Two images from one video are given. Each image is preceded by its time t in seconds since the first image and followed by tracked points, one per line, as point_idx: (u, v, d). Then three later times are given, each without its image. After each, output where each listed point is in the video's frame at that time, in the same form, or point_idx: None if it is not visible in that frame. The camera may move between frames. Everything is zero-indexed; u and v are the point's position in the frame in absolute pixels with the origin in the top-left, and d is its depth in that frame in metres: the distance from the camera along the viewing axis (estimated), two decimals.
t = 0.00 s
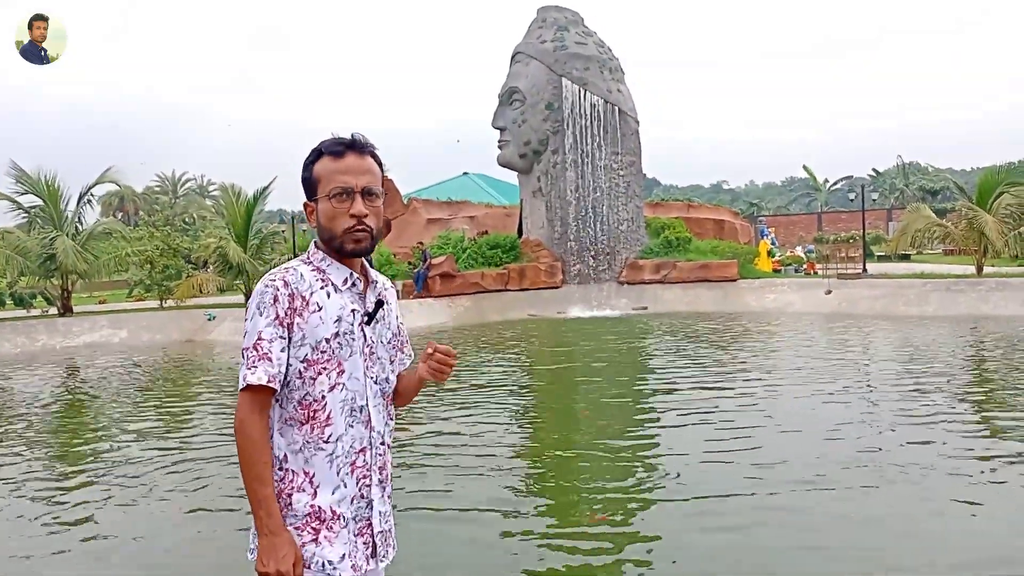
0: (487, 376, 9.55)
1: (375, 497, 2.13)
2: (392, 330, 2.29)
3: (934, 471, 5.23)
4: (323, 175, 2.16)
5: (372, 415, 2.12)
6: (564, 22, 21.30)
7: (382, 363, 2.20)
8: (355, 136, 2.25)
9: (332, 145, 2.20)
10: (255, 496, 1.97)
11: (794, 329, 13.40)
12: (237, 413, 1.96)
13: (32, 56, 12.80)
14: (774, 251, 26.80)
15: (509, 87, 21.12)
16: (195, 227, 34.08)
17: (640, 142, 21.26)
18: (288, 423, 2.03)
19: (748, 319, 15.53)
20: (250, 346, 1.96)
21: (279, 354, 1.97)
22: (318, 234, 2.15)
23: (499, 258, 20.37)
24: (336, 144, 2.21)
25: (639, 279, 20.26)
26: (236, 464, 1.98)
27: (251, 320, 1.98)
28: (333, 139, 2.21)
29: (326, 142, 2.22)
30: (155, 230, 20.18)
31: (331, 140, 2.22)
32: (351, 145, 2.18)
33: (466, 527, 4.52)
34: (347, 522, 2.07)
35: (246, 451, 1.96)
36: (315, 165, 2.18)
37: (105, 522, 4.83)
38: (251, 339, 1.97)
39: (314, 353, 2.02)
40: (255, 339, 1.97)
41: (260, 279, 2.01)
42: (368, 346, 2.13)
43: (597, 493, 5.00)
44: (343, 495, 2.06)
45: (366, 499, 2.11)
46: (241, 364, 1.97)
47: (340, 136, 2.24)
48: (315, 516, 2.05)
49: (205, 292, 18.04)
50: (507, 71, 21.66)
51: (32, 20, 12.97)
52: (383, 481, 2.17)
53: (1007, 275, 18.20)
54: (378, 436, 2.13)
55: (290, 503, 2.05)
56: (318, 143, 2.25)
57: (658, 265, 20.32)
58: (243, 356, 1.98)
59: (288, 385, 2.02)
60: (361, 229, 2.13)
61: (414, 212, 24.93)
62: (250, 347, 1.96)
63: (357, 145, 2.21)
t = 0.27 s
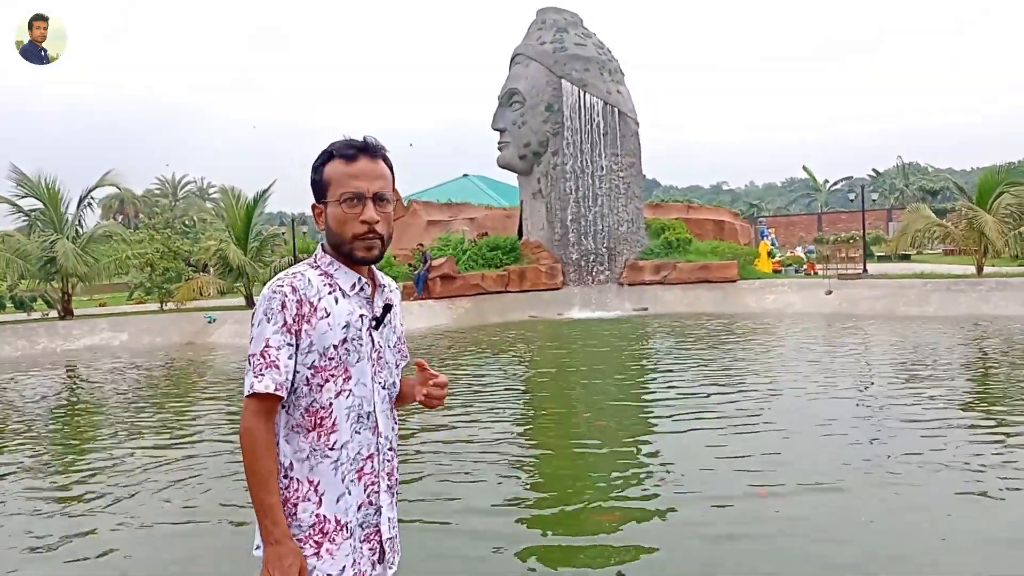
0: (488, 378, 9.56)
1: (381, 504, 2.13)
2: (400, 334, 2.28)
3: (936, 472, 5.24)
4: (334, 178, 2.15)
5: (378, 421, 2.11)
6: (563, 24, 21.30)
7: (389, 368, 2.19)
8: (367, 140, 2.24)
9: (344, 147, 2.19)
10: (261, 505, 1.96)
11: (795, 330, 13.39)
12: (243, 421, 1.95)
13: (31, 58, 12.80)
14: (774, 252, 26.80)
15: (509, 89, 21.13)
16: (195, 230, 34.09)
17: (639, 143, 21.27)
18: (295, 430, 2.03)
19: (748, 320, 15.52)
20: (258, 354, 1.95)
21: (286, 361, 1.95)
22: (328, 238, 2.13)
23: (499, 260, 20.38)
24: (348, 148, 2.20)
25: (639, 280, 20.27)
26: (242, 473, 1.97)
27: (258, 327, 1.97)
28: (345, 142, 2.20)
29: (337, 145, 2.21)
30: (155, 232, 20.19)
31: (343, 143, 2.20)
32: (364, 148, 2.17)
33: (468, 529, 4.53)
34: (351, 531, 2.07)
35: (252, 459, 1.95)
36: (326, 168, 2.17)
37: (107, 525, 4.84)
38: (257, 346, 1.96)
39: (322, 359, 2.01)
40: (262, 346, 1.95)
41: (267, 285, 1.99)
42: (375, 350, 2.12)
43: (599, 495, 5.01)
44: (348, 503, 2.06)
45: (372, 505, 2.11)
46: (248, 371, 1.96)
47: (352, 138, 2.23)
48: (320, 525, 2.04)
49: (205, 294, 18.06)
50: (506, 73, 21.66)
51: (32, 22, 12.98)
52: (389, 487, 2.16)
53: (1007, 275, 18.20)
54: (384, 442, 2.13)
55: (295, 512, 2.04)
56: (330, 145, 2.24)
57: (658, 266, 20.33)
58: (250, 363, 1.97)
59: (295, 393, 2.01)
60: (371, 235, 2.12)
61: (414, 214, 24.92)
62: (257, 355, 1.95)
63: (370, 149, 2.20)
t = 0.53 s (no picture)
0: (487, 377, 9.57)
1: (384, 510, 2.11)
2: (404, 334, 2.26)
3: (935, 471, 5.24)
4: (331, 171, 2.13)
5: (380, 424, 2.09)
6: (562, 23, 21.29)
7: (392, 369, 2.17)
8: (372, 134, 2.22)
9: (348, 141, 2.17)
10: (261, 512, 1.95)
11: (794, 329, 13.41)
12: (241, 426, 1.95)
13: (31, 55, 12.79)
14: (773, 251, 26.81)
15: (508, 88, 21.12)
16: (194, 229, 34.09)
17: (639, 142, 21.27)
18: (294, 435, 2.02)
19: (747, 319, 15.54)
20: (252, 356, 1.95)
21: (281, 364, 1.95)
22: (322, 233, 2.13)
23: (499, 259, 20.38)
24: (350, 142, 2.19)
25: (638, 279, 20.28)
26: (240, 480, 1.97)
27: (253, 330, 1.96)
28: (348, 135, 2.18)
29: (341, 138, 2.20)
30: (154, 231, 20.19)
31: (346, 136, 2.19)
32: (365, 143, 2.16)
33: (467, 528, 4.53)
34: (353, 538, 2.06)
35: (250, 465, 1.95)
36: (326, 161, 2.16)
37: (106, 523, 4.84)
38: (252, 349, 1.95)
39: (319, 361, 2.00)
40: (257, 348, 1.95)
41: (262, 285, 1.99)
42: (376, 351, 2.11)
43: (598, 494, 5.01)
44: (349, 509, 2.05)
45: (375, 511, 2.10)
46: (244, 375, 1.96)
47: (357, 132, 2.21)
48: (321, 532, 2.03)
49: (205, 293, 18.07)
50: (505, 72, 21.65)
51: (32, 20, 12.97)
52: (392, 492, 2.15)
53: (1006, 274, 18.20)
54: (386, 446, 2.11)
55: (296, 520, 2.03)
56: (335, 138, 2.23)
57: (657, 265, 20.35)
58: (246, 366, 1.96)
59: (292, 396, 2.00)
60: (363, 233, 2.10)
61: (414, 213, 24.88)
62: (252, 358, 1.95)
63: (373, 145, 2.18)
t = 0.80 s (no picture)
0: (488, 375, 9.56)
1: (384, 517, 2.07)
2: (406, 335, 2.21)
3: (938, 469, 5.21)
4: (328, 164, 2.11)
5: (380, 428, 2.06)
6: (562, 20, 21.27)
7: (393, 370, 2.13)
8: (370, 125, 2.19)
9: (344, 132, 2.15)
10: (254, 519, 1.92)
11: (795, 326, 13.40)
12: (235, 429, 1.93)
13: (32, 56, 12.79)
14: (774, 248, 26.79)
15: (508, 86, 21.09)
16: (195, 228, 34.10)
17: (639, 139, 21.26)
18: (289, 438, 1.98)
19: (747, 316, 15.53)
20: (245, 357, 1.91)
21: (275, 365, 1.91)
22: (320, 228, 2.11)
23: (499, 257, 20.36)
24: (347, 133, 2.16)
25: (639, 277, 20.29)
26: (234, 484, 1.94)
27: (246, 328, 1.93)
28: (345, 127, 2.16)
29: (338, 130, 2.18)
30: (155, 230, 20.18)
31: (343, 127, 2.17)
32: (363, 134, 2.13)
33: (468, 527, 4.51)
34: (351, 546, 2.02)
35: (244, 468, 1.92)
36: (323, 153, 2.14)
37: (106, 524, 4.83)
38: (245, 349, 1.92)
39: (314, 362, 1.97)
40: (250, 347, 1.91)
41: (256, 283, 1.96)
42: (375, 352, 2.07)
43: (600, 493, 4.99)
44: (347, 516, 2.01)
45: (374, 518, 2.06)
46: (237, 376, 1.93)
47: (355, 123, 2.19)
48: (319, 539, 1.99)
49: (205, 292, 18.07)
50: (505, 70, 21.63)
51: (32, 21, 12.97)
52: (391, 499, 2.11)
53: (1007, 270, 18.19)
54: (386, 450, 2.07)
55: (293, 526, 2.00)
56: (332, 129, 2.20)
57: (657, 263, 20.35)
58: (239, 367, 1.93)
59: (287, 398, 1.97)
60: (362, 226, 2.08)
61: (414, 212, 24.74)
62: (245, 359, 1.91)
63: (370, 135, 2.15)
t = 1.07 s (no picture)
0: (485, 375, 9.57)
1: (376, 526, 2.06)
2: (401, 340, 2.20)
3: (931, 470, 5.21)
4: (325, 162, 2.09)
5: (373, 435, 2.05)
6: (560, 21, 21.29)
7: (389, 375, 2.12)
8: (359, 118, 2.19)
9: (336, 128, 2.14)
10: (242, 529, 1.93)
11: (792, 327, 13.42)
12: (225, 437, 1.93)
13: (32, 57, 12.77)
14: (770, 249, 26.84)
15: (505, 86, 21.06)
16: (191, 228, 34.13)
17: (636, 140, 21.29)
18: (281, 447, 1.97)
19: (744, 317, 15.55)
20: (235, 365, 1.91)
21: (266, 372, 1.90)
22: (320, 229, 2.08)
23: (496, 258, 20.36)
24: (339, 129, 2.14)
25: (636, 278, 20.33)
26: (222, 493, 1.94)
27: (236, 334, 1.92)
28: (335, 123, 2.14)
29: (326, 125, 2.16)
30: (151, 230, 20.15)
31: (333, 122, 2.15)
32: (357, 129, 2.12)
33: (465, 528, 4.51)
34: (343, 557, 2.01)
35: (234, 477, 1.93)
36: (315, 151, 2.11)
37: (101, 524, 4.82)
38: (235, 356, 1.91)
39: (307, 368, 1.95)
40: (239, 354, 1.90)
41: (246, 286, 1.94)
42: (370, 357, 2.06)
43: (597, 494, 4.98)
44: (339, 526, 1.99)
45: (366, 527, 2.04)
46: (227, 384, 1.92)
47: (343, 119, 2.18)
48: (311, 549, 1.98)
49: (202, 292, 18.07)
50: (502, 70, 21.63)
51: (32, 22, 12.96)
52: (386, 507, 2.09)
53: (1003, 271, 18.22)
54: (381, 457, 2.06)
55: (284, 536, 1.99)
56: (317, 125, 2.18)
57: (654, 263, 20.39)
58: (229, 374, 1.92)
59: (279, 406, 1.95)
60: (366, 223, 2.08)
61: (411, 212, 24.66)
62: (235, 366, 1.91)
63: (362, 130, 2.15)
